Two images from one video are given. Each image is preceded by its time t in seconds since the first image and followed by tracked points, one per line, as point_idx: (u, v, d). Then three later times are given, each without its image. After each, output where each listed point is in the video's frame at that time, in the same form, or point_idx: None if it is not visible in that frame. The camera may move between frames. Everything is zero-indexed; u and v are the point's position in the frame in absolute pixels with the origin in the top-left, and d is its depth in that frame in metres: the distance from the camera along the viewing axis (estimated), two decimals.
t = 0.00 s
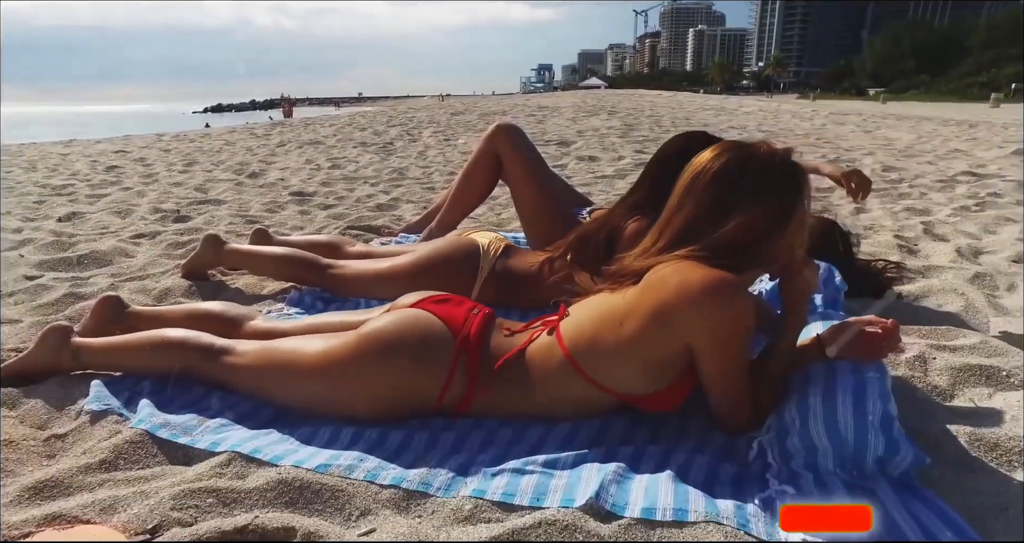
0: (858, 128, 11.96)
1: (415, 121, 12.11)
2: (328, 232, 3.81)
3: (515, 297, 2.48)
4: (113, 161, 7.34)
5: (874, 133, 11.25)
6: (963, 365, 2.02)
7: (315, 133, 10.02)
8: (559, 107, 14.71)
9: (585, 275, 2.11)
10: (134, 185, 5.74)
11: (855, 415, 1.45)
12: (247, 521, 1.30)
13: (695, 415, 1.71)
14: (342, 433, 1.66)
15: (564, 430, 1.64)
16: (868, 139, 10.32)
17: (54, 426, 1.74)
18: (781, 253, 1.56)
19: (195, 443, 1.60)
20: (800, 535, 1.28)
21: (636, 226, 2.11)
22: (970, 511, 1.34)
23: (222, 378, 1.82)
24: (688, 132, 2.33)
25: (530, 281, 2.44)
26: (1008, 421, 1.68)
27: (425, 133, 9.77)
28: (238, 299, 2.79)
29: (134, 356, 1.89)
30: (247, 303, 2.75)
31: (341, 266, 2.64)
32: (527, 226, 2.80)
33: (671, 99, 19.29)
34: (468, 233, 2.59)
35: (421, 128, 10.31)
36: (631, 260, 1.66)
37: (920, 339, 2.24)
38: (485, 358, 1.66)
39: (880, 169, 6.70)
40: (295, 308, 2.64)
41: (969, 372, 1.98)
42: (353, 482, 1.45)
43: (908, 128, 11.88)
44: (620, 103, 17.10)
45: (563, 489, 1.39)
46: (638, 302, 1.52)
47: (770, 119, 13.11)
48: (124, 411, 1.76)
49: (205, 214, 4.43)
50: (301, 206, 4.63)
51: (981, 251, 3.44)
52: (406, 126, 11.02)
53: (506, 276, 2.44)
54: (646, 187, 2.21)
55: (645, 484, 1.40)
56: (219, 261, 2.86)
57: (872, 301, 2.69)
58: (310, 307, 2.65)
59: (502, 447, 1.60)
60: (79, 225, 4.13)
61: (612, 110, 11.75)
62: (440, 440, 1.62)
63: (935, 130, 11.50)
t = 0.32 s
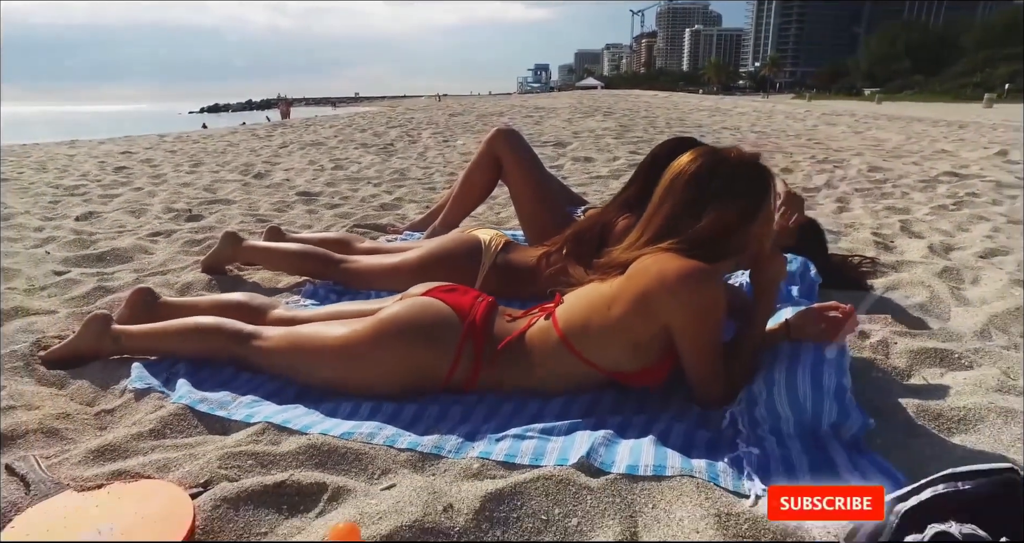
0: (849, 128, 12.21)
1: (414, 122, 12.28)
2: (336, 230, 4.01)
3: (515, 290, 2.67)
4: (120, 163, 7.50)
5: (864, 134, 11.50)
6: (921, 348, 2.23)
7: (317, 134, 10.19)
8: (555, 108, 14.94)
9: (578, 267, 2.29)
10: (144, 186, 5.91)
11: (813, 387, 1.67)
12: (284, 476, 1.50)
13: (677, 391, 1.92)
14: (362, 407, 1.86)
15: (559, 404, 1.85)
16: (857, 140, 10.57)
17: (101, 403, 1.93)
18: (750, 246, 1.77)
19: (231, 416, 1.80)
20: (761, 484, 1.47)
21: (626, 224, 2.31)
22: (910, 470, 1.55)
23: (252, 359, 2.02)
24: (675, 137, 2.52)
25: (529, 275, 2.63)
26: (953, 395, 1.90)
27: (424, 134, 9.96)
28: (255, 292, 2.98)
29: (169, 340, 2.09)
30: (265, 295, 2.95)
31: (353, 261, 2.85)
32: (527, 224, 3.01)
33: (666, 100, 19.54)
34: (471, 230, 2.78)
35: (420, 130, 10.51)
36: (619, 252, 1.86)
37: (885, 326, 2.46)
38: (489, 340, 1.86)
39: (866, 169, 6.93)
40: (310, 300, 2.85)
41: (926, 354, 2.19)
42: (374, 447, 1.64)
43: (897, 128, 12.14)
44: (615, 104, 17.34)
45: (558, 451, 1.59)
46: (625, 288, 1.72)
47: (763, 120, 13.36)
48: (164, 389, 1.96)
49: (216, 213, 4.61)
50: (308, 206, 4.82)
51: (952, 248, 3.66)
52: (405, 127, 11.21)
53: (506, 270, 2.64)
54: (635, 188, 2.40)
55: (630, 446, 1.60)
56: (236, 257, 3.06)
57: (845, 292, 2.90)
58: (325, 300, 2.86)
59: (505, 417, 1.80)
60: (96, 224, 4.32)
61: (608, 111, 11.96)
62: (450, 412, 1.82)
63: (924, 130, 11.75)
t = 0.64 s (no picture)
0: (837, 129, 12.46)
1: (408, 123, 12.44)
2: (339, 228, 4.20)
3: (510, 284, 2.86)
4: (122, 164, 7.64)
5: (851, 134, 11.75)
6: (882, 334, 2.45)
7: (314, 136, 10.35)
8: (549, 109, 15.14)
9: (568, 262, 2.48)
10: (148, 187, 6.07)
11: (776, 367, 1.88)
12: (307, 445, 1.69)
13: (657, 373, 2.12)
14: (374, 387, 2.05)
15: (551, 384, 2.05)
16: (844, 140, 10.82)
17: (134, 386, 2.12)
18: (721, 242, 1.96)
19: (254, 396, 1.98)
20: (728, 450, 1.67)
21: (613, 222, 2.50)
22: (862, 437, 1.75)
23: (271, 346, 2.21)
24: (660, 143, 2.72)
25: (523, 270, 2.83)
26: (905, 375, 2.11)
27: (420, 135, 10.14)
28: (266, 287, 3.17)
29: (194, 330, 2.28)
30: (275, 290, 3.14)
31: (359, 257, 3.04)
32: (521, 223, 3.21)
33: (658, 100, 19.78)
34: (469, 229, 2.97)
35: (416, 131, 10.69)
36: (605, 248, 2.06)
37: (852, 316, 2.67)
38: (488, 327, 2.06)
39: (849, 170, 7.16)
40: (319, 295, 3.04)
41: (885, 340, 2.41)
42: (384, 420, 1.83)
43: (882, 129, 12.41)
44: (608, 104, 17.55)
45: (549, 423, 1.79)
46: (609, 280, 1.91)
47: (753, 121, 13.61)
48: (190, 373, 2.15)
49: (221, 213, 4.79)
50: (310, 206, 5.00)
51: (922, 245, 3.88)
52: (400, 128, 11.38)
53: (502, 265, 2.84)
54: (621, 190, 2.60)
55: (614, 419, 1.80)
56: (248, 254, 3.25)
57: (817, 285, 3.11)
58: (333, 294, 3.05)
59: (502, 395, 1.99)
60: (107, 224, 4.49)
61: (600, 112, 12.16)
62: (452, 391, 2.01)
63: (909, 131, 12.01)
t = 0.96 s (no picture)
0: (816, 130, 12.84)
1: (399, 125, 12.67)
2: (338, 228, 4.46)
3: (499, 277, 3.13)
4: (121, 167, 7.83)
5: (829, 136, 12.13)
6: (831, 320, 2.74)
7: (307, 138, 10.57)
8: (537, 111, 15.42)
9: (552, 257, 2.76)
10: (150, 189, 6.28)
11: (729, 344, 2.17)
12: (323, 413, 1.95)
13: (628, 353, 2.41)
14: (378, 366, 2.32)
15: (533, 363, 2.33)
16: (822, 141, 11.20)
17: (163, 368, 2.38)
18: (682, 239, 2.25)
19: (273, 373, 2.24)
20: (685, 414, 1.96)
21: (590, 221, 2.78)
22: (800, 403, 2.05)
23: (286, 331, 2.47)
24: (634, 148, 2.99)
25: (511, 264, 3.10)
26: (846, 354, 2.41)
27: (411, 137, 10.38)
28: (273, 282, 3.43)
29: (215, 318, 2.53)
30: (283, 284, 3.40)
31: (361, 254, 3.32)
32: (510, 222, 3.49)
33: (645, 102, 20.13)
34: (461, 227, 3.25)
35: (407, 133, 10.93)
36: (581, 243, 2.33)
37: (807, 304, 2.96)
38: (478, 313, 2.33)
39: (823, 170, 7.50)
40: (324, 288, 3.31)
41: (833, 324, 2.70)
42: (388, 392, 2.10)
43: (860, 130, 12.79)
44: (595, 106, 17.88)
45: (532, 393, 2.07)
46: (584, 270, 2.19)
47: (735, 122, 13.98)
48: (213, 356, 2.41)
49: (225, 214, 5.03)
50: (309, 206, 5.26)
51: (880, 241, 4.20)
52: (392, 130, 11.62)
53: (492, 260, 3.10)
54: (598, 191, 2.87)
55: (588, 390, 2.08)
56: (256, 252, 3.50)
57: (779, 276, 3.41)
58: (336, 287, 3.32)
59: (491, 372, 2.27)
60: (116, 225, 4.72)
61: (587, 114, 12.45)
62: (448, 369, 2.28)
63: (886, 132, 12.41)
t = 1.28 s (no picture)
0: (803, 131, 13.12)
1: (394, 126, 12.85)
2: (339, 226, 4.66)
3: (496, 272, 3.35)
4: (124, 168, 7.99)
5: (816, 137, 12.39)
6: (801, 310, 2.97)
7: (303, 139, 10.75)
8: (530, 112, 15.63)
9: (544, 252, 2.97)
10: (154, 190, 6.47)
11: (703, 329, 2.38)
12: (336, 392, 2.16)
13: (612, 339, 2.63)
14: (384, 351, 2.53)
15: (525, 348, 2.55)
16: (809, 142, 11.47)
17: (185, 354, 2.58)
18: (660, 234, 2.47)
19: (287, 357, 2.46)
20: (661, 391, 2.18)
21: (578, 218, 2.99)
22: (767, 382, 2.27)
23: (297, 320, 2.68)
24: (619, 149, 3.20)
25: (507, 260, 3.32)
26: (812, 340, 2.63)
27: (406, 139, 10.58)
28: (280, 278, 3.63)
29: (231, 309, 2.74)
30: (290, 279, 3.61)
31: (365, 251, 3.53)
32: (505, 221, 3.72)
33: (636, 103, 20.38)
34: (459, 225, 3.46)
35: (402, 135, 11.12)
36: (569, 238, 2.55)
37: (781, 296, 3.18)
38: (475, 302, 2.55)
39: (806, 171, 7.74)
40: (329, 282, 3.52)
41: (803, 314, 2.93)
42: (393, 373, 2.31)
43: (847, 131, 13.06)
44: (587, 107, 18.09)
45: (524, 374, 2.28)
46: (570, 263, 2.40)
47: (725, 124, 14.25)
48: (232, 344, 2.62)
49: (230, 213, 5.23)
50: (310, 206, 5.46)
51: (855, 238, 4.43)
52: (387, 131, 11.82)
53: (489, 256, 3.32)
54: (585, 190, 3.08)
55: (574, 371, 2.29)
56: (264, 250, 3.70)
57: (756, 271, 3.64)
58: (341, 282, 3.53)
59: (487, 356, 2.49)
60: (125, 224, 4.91)
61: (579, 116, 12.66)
62: (447, 354, 2.50)
63: (871, 133, 12.69)
